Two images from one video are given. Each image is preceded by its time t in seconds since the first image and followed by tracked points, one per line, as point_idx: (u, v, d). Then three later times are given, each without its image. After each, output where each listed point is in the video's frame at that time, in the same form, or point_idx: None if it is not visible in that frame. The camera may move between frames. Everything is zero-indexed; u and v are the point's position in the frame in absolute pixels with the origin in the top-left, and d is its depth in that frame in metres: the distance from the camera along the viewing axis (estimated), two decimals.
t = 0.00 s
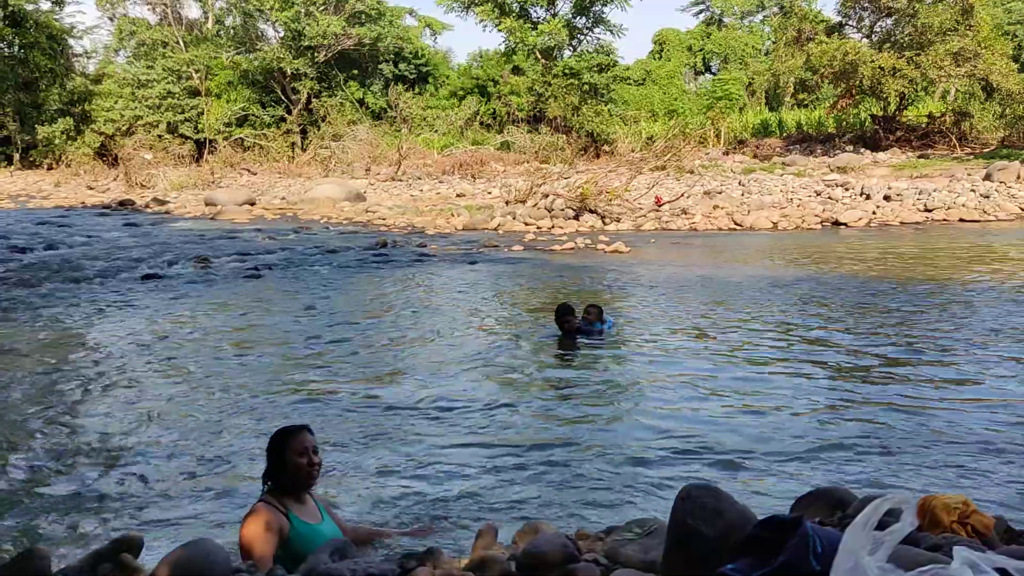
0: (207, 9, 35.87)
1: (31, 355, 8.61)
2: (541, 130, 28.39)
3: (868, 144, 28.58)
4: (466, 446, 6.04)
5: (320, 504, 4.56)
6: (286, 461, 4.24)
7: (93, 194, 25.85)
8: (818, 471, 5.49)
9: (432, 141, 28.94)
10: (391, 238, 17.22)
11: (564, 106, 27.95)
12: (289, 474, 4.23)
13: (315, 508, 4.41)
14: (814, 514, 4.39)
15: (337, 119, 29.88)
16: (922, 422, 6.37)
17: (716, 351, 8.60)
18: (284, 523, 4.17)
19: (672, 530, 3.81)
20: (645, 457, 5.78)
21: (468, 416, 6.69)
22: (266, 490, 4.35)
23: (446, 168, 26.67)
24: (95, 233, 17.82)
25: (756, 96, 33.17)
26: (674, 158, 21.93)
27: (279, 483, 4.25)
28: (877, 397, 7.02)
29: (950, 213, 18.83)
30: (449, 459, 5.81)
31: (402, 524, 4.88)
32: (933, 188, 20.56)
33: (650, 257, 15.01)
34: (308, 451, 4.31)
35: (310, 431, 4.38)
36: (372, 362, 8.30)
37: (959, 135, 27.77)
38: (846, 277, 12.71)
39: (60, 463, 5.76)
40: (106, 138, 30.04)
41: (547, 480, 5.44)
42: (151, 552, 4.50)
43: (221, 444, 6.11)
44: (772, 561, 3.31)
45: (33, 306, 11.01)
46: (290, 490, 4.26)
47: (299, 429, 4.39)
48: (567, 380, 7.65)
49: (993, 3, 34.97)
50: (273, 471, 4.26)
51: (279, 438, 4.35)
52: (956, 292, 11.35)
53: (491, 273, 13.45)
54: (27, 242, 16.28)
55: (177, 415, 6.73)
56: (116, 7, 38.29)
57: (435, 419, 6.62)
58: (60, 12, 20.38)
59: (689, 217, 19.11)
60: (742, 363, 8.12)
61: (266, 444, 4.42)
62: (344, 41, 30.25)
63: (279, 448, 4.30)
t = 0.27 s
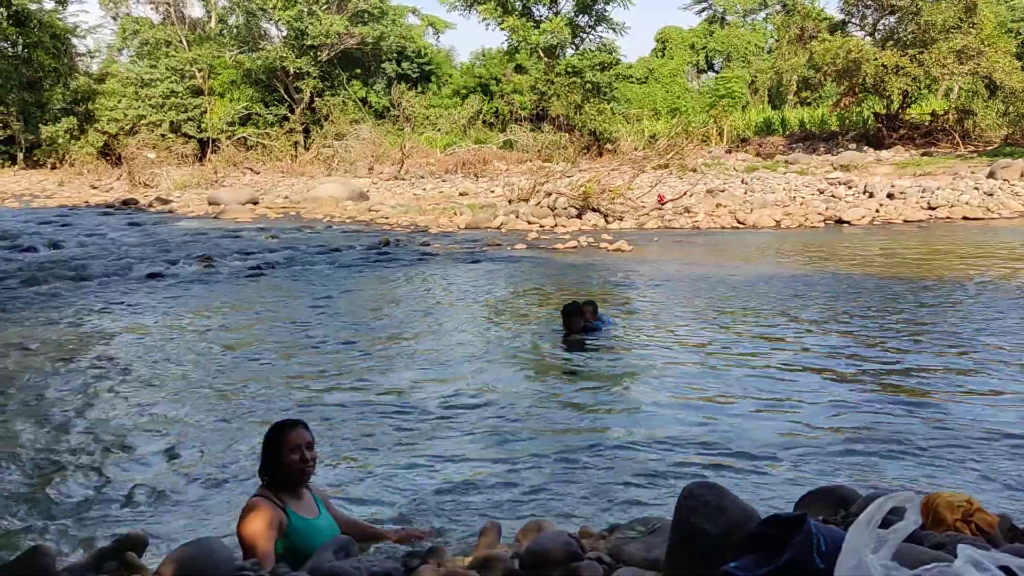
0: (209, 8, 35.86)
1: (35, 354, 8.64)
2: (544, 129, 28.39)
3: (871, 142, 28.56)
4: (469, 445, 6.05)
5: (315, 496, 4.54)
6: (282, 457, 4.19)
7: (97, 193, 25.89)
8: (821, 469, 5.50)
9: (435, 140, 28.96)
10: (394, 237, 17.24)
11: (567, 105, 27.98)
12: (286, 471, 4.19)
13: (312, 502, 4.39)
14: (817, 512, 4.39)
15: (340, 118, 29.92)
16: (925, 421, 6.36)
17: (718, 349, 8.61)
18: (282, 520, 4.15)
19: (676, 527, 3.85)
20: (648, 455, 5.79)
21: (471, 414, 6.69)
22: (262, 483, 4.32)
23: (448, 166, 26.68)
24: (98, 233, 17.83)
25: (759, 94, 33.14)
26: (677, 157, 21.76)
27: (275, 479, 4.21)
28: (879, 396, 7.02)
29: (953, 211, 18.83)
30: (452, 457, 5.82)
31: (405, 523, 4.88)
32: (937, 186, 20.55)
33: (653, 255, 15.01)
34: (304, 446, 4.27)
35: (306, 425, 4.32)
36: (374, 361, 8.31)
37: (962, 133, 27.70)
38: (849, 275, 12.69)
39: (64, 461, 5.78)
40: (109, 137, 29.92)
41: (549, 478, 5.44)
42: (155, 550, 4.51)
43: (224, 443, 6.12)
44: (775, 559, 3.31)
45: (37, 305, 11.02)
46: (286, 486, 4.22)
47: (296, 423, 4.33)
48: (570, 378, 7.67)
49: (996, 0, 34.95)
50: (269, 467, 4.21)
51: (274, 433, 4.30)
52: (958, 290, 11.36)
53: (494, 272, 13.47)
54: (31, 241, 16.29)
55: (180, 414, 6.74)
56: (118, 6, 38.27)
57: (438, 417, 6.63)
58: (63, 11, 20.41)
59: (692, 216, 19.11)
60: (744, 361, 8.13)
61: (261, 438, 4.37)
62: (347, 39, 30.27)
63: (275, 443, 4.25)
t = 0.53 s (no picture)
0: (213, 7, 35.88)
1: (39, 353, 8.64)
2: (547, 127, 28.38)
3: (875, 140, 28.51)
4: (472, 444, 6.03)
5: (315, 497, 4.54)
6: (282, 459, 4.20)
7: (101, 192, 25.91)
8: (825, 467, 5.49)
9: (439, 138, 28.96)
10: (397, 235, 17.23)
11: (570, 103, 27.97)
12: (287, 472, 4.20)
13: (312, 504, 4.38)
14: (823, 510, 4.39)
15: (344, 117, 29.95)
16: (930, 419, 6.34)
17: (722, 347, 8.62)
18: (283, 521, 4.14)
19: (681, 526, 3.95)
20: (652, 453, 5.79)
21: (474, 413, 6.68)
22: (263, 487, 4.32)
23: (452, 165, 26.68)
24: (102, 231, 17.86)
25: (763, 92, 33.10)
26: (681, 154, 21.52)
27: (276, 480, 4.22)
28: (884, 393, 7.00)
29: (958, 209, 18.81)
30: (455, 455, 5.82)
31: (409, 521, 4.87)
32: (941, 183, 20.52)
33: (656, 253, 15.00)
34: (303, 448, 4.27)
35: (305, 427, 4.34)
36: (378, 360, 8.29)
37: (967, 130, 27.60)
38: (854, 274, 12.64)
39: (69, 459, 5.79)
40: (113, 136, 29.87)
41: (553, 477, 5.43)
42: (160, 548, 4.52)
43: (228, 441, 6.13)
44: (781, 556, 3.35)
45: (42, 304, 11.04)
46: (286, 488, 4.22)
47: (295, 425, 4.35)
48: (573, 376, 7.67)
49: None
50: (270, 469, 4.23)
51: (274, 435, 4.31)
52: (962, 288, 11.34)
53: (498, 270, 13.46)
54: (35, 240, 16.32)
55: (185, 412, 6.75)
56: (122, 6, 38.29)
57: (443, 415, 6.63)
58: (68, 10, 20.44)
59: (696, 214, 19.09)
60: (748, 359, 8.14)
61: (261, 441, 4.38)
62: (350, 38, 30.28)
63: (274, 445, 4.26)
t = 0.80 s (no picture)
0: (216, 6, 35.91)
1: (44, 352, 8.67)
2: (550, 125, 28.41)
3: (879, 137, 28.46)
4: (476, 442, 6.04)
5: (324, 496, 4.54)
6: (282, 458, 4.20)
7: (105, 191, 25.96)
8: (829, 465, 5.49)
9: (441, 137, 28.95)
10: (401, 234, 17.25)
11: (573, 101, 27.97)
12: (287, 472, 4.18)
13: (315, 508, 4.33)
14: (827, 508, 4.39)
15: (347, 116, 29.98)
16: (934, 417, 6.34)
17: (725, 344, 8.63)
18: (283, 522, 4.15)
19: (684, 523, 3.96)
20: (656, 451, 5.79)
21: (478, 411, 6.68)
22: (266, 490, 4.30)
23: (455, 163, 26.68)
24: (107, 231, 17.90)
25: (766, 89, 33.06)
26: (683, 152, 22.15)
27: (278, 481, 4.21)
28: (888, 391, 7.00)
29: (962, 206, 18.80)
30: (459, 453, 5.83)
31: (413, 519, 4.87)
32: (945, 180, 20.49)
33: (658, 251, 14.99)
34: (304, 449, 4.26)
35: (308, 429, 4.34)
36: (382, 358, 8.31)
37: (971, 128, 27.56)
38: (858, 271, 12.64)
39: (75, 457, 5.81)
40: (116, 135, 29.93)
41: (557, 475, 5.44)
42: (165, 547, 4.53)
43: (232, 439, 6.15)
44: (784, 555, 3.36)
45: (47, 303, 11.08)
46: (288, 489, 4.23)
47: (299, 427, 4.35)
48: (576, 374, 7.68)
49: None
50: (271, 470, 4.22)
51: (278, 437, 4.32)
52: (967, 285, 11.32)
53: (501, 269, 13.46)
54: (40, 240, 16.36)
55: (189, 411, 6.77)
56: (125, 5, 38.33)
57: (446, 413, 6.64)
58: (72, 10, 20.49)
59: (699, 211, 19.09)
60: (751, 357, 8.15)
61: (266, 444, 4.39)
62: (353, 37, 30.27)
63: (277, 447, 4.26)
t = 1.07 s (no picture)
0: (219, 5, 35.96)
1: (49, 350, 8.70)
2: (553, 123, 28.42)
3: (883, 135, 28.42)
4: (479, 440, 6.03)
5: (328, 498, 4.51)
6: (284, 464, 4.16)
7: (109, 190, 26.02)
8: (832, 463, 5.48)
9: (445, 135, 28.94)
10: (404, 232, 17.26)
11: (576, 99, 27.98)
12: (287, 478, 4.15)
13: (314, 514, 4.30)
14: (830, 506, 4.38)
15: (350, 114, 30.01)
16: (938, 415, 6.33)
17: (727, 342, 8.62)
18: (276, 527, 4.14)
19: (688, 520, 3.96)
20: (658, 449, 5.79)
21: (481, 409, 6.68)
22: (266, 494, 4.28)
23: (458, 162, 26.67)
24: (111, 229, 17.93)
25: (770, 87, 33.03)
26: (687, 150, 22.46)
27: (278, 486, 4.18)
28: (891, 389, 6.99)
29: (966, 205, 18.78)
30: (462, 451, 5.83)
31: (417, 518, 4.88)
32: (949, 178, 20.45)
33: (661, 250, 15.00)
34: (306, 455, 4.22)
35: (311, 435, 4.31)
36: (385, 357, 8.31)
37: (975, 125, 27.50)
38: (862, 270, 12.62)
39: (78, 456, 5.83)
40: (120, 134, 30.00)
41: (560, 473, 5.43)
42: (168, 545, 4.54)
43: (236, 437, 6.16)
44: (789, 553, 3.36)
45: (51, 302, 11.11)
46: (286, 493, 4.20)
47: (302, 432, 4.32)
48: (578, 373, 7.68)
49: None
50: (271, 475, 4.19)
51: (279, 441, 4.29)
52: (970, 283, 11.29)
53: (504, 267, 13.46)
54: (44, 238, 16.41)
55: (192, 409, 6.78)
56: (129, 4, 38.40)
57: (450, 411, 6.65)
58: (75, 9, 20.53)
59: (703, 210, 19.08)
60: (752, 355, 8.14)
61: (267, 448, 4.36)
62: (356, 35, 30.25)
63: (278, 450, 4.24)
